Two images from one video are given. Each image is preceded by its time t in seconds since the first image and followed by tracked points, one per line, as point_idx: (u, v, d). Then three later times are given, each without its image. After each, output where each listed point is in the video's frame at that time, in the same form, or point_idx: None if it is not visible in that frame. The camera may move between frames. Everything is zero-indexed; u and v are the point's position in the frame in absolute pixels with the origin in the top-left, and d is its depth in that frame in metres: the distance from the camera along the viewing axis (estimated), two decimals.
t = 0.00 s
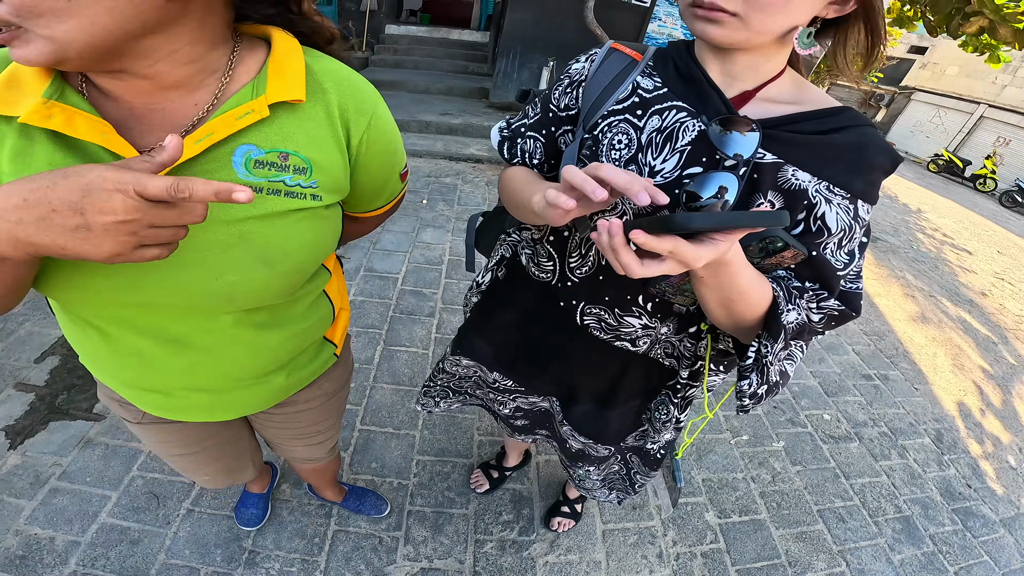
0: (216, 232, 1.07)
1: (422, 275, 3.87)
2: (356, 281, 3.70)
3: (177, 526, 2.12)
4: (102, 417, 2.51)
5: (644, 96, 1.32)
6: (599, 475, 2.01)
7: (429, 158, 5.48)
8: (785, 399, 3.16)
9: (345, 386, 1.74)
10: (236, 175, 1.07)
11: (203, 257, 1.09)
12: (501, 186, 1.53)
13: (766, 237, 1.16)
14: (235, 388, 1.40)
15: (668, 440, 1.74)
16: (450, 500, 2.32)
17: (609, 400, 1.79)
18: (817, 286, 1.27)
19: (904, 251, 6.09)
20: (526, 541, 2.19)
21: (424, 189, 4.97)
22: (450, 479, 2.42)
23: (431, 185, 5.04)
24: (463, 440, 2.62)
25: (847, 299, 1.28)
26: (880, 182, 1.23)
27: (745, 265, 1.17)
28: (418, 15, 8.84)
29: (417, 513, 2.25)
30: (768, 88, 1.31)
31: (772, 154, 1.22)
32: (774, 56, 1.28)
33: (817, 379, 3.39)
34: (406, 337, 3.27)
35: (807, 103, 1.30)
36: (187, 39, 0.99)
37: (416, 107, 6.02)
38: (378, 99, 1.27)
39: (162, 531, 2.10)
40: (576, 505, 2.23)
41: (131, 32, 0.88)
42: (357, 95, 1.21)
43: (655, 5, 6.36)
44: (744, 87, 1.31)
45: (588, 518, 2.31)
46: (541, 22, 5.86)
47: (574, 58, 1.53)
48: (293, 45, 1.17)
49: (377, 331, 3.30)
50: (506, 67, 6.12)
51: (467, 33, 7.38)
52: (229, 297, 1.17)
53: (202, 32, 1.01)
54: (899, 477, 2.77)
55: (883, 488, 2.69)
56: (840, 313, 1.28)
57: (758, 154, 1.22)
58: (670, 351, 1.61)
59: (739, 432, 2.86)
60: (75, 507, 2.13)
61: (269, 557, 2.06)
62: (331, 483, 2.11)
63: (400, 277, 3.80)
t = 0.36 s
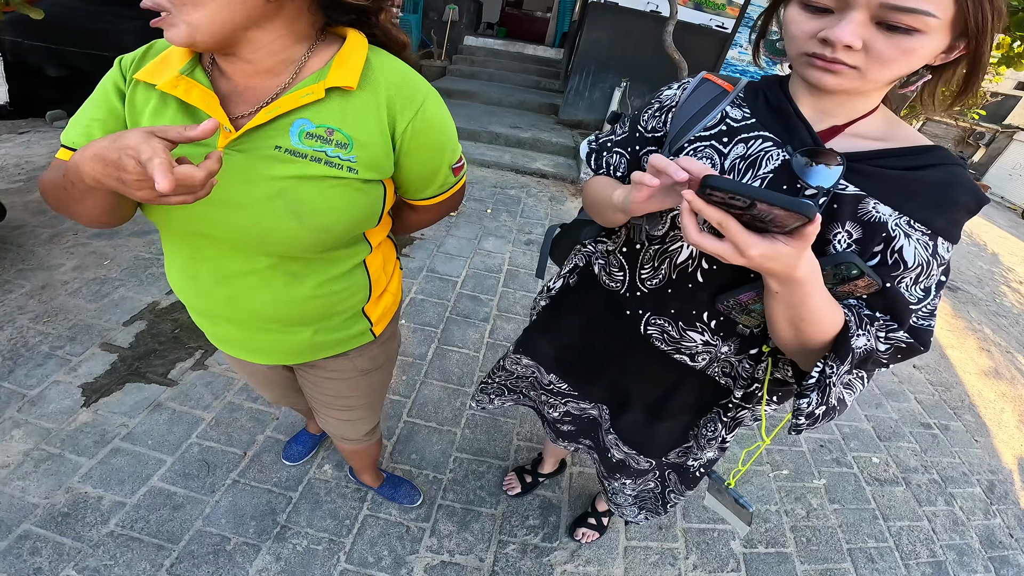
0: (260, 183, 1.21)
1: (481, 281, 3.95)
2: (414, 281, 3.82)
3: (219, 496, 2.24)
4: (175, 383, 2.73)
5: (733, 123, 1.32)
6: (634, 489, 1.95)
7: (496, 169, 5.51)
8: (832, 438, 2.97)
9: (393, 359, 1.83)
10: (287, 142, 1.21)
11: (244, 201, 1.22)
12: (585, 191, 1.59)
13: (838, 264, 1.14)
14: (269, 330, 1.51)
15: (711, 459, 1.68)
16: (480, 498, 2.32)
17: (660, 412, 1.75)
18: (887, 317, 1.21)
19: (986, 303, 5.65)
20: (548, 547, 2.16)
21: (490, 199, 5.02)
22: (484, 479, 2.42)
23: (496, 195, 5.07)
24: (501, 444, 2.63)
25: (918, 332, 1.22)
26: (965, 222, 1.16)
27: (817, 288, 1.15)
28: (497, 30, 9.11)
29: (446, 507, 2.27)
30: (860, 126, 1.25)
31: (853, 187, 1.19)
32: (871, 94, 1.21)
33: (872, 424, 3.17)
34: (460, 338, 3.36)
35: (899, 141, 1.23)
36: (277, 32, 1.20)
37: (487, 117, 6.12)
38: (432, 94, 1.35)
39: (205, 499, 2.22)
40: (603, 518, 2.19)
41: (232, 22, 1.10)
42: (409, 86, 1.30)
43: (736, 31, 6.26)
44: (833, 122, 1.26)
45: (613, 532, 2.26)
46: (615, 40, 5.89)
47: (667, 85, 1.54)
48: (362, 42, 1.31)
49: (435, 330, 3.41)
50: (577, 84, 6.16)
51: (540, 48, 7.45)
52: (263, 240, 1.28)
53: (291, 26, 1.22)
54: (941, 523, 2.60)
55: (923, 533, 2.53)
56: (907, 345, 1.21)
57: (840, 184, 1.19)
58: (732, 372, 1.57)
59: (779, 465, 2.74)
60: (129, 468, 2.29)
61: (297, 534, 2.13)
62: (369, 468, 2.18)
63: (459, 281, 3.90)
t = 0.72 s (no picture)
0: (302, 148, 1.37)
1: (540, 299, 3.83)
2: (472, 287, 3.81)
3: (252, 471, 2.29)
4: (242, 356, 2.89)
5: (820, 160, 1.13)
6: (653, 524, 1.69)
7: (570, 189, 5.39)
8: (877, 495, 2.61)
9: (415, 344, 1.83)
10: (330, 120, 1.36)
11: (289, 161, 1.39)
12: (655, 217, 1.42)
13: (913, 317, 0.93)
14: (302, 283, 1.63)
15: (730, 499, 1.44)
16: (500, 510, 2.20)
17: (696, 449, 1.48)
18: (959, 378, 0.95)
19: None
20: (558, 569, 2.01)
21: (559, 219, 4.87)
22: (508, 492, 2.30)
23: (567, 216, 4.93)
24: (533, 458, 2.48)
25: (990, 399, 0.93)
26: None
27: (885, 338, 0.93)
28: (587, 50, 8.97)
29: (464, 513, 2.17)
30: (967, 172, 1.01)
31: (947, 237, 0.96)
32: (982, 138, 0.99)
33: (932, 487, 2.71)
34: (510, 352, 3.27)
35: (1016, 193, 0.98)
36: (359, 35, 1.39)
37: (567, 137, 6.11)
38: (468, 97, 1.38)
39: (239, 471, 2.28)
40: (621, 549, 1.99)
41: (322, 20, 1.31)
42: (444, 86, 1.36)
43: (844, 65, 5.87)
44: (931, 163, 1.03)
45: (626, 563, 2.08)
46: (708, 67, 5.72)
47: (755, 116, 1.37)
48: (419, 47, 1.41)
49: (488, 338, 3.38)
50: (662, 110, 6.04)
51: (626, 73, 7.22)
52: (292, 195, 1.43)
53: (370, 28, 1.40)
54: None
55: None
56: (974, 411, 0.93)
57: (931, 233, 0.96)
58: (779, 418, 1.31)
59: (818, 518, 2.44)
60: (181, 435, 2.41)
61: (315, 517, 2.13)
62: (400, 460, 2.13)
63: (518, 296, 3.81)
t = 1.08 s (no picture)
0: (366, 109, 1.33)
1: (594, 317, 3.33)
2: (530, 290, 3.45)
3: (284, 440, 2.15)
4: (299, 330, 2.75)
5: (893, 158, 0.82)
6: (663, 545, 1.24)
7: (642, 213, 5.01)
8: (927, 551, 2.15)
9: (439, 335, 1.61)
10: (396, 90, 1.28)
11: (353, 119, 1.37)
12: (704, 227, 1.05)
13: (976, 324, 0.63)
14: (345, 241, 1.56)
15: (746, 530, 1.01)
16: (511, 515, 2.01)
17: (721, 464, 1.04)
18: None
19: None
20: None
21: (625, 240, 4.42)
22: (523, 498, 2.08)
23: (635, 238, 4.47)
24: (556, 469, 2.23)
25: None
26: None
27: (941, 349, 0.64)
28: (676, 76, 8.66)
29: (474, 512, 1.99)
30: None
31: None
32: None
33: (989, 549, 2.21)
34: (555, 363, 2.87)
35: None
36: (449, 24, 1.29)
37: (645, 160, 5.80)
38: (524, 85, 1.18)
39: (269, 438, 2.15)
40: None
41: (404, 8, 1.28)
42: (504, 68, 1.19)
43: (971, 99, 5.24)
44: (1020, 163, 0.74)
45: None
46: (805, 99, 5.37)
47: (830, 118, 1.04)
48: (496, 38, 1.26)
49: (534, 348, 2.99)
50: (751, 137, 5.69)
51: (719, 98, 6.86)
52: (349, 147, 1.37)
53: (458, 16, 1.29)
54: None
55: None
56: None
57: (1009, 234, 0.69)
58: (817, 443, 0.92)
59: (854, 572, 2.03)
60: (228, 395, 2.32)
61: (328, 493, 1.98)
62: (456, 437, 2.04)
63: (572, 309, 3.36)
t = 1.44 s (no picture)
0: (383, 128, 1.36)
1: (616, 327, 3.24)
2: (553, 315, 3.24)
3: (308, 440, 2.21)
4: (327, 337, 2.79)
5: (882, 152, 0.82)
6: (670, 550, 1.21)
7: (667, 224, 4.95)
8: (963, 564, 2.14)
9: (452, 350, 1.56)
10: (406, 110, 1.29)
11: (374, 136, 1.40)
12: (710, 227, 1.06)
13: (956, 314, 0.61)
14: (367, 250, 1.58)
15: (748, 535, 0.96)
16: (524, 520, 2.00)
17: (723, 464, 1.00)
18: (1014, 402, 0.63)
19: None
20: None
21: (651, 252, 4.29)
22: (538, 503, 2.06)
23: (660, 250, 4.33)
24: (573, 475, 2.19)
25: None
26: None
27: (911, 338, 0.62)
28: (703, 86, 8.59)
29: (488, 516, 1.99)
30: None
31: (1017, 229, 0.65)
32: None
33: None
34: (575, 372, 2.78)
35: None
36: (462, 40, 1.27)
37: (671, 172, 5.77)
38: (518, 104, 1.12)
39: (295, 439, 2.20)
40: None
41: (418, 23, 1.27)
42: (495, 88, 1.13)
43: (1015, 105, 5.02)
44: (1001, 149, 0.72)
45: None
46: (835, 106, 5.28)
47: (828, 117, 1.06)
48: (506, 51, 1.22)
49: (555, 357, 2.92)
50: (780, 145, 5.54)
51: (748, 108, 6.76)
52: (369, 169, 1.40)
53: (468, 30, 1.25)
54: None
55: None
56: None
57: (996, 225, 0.66)
58: (815, 443, 0.88)
59: None
60: (258, 397, 2.39)
61: (347, 492, 2.02)
62: (474, 445, 2.03)
63: (594, 319, 3.26)
